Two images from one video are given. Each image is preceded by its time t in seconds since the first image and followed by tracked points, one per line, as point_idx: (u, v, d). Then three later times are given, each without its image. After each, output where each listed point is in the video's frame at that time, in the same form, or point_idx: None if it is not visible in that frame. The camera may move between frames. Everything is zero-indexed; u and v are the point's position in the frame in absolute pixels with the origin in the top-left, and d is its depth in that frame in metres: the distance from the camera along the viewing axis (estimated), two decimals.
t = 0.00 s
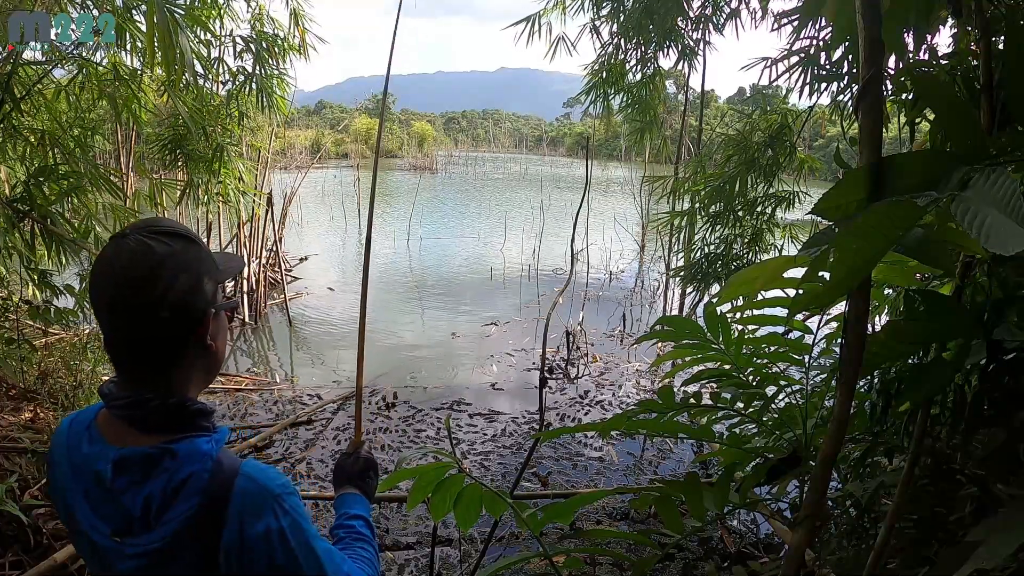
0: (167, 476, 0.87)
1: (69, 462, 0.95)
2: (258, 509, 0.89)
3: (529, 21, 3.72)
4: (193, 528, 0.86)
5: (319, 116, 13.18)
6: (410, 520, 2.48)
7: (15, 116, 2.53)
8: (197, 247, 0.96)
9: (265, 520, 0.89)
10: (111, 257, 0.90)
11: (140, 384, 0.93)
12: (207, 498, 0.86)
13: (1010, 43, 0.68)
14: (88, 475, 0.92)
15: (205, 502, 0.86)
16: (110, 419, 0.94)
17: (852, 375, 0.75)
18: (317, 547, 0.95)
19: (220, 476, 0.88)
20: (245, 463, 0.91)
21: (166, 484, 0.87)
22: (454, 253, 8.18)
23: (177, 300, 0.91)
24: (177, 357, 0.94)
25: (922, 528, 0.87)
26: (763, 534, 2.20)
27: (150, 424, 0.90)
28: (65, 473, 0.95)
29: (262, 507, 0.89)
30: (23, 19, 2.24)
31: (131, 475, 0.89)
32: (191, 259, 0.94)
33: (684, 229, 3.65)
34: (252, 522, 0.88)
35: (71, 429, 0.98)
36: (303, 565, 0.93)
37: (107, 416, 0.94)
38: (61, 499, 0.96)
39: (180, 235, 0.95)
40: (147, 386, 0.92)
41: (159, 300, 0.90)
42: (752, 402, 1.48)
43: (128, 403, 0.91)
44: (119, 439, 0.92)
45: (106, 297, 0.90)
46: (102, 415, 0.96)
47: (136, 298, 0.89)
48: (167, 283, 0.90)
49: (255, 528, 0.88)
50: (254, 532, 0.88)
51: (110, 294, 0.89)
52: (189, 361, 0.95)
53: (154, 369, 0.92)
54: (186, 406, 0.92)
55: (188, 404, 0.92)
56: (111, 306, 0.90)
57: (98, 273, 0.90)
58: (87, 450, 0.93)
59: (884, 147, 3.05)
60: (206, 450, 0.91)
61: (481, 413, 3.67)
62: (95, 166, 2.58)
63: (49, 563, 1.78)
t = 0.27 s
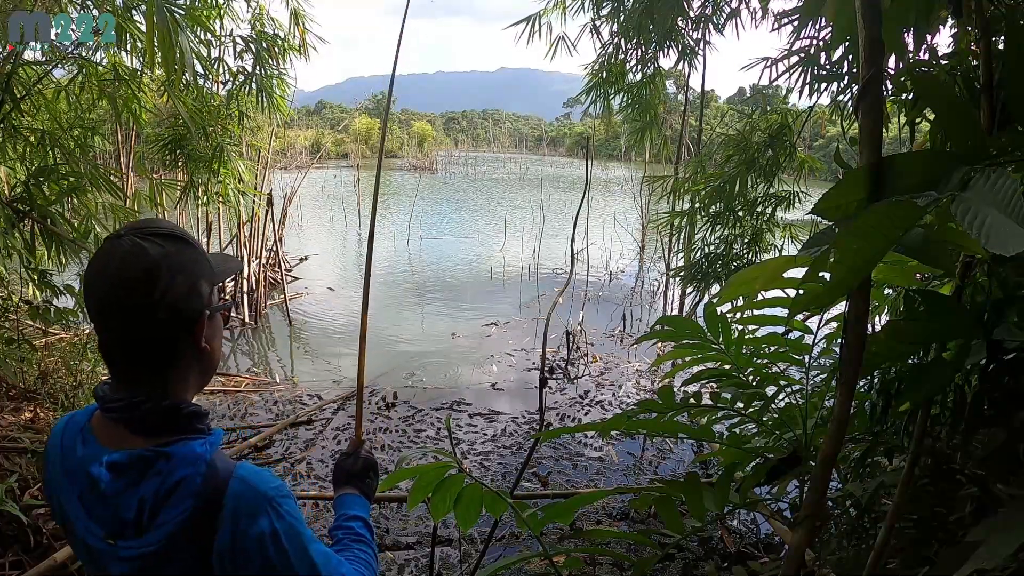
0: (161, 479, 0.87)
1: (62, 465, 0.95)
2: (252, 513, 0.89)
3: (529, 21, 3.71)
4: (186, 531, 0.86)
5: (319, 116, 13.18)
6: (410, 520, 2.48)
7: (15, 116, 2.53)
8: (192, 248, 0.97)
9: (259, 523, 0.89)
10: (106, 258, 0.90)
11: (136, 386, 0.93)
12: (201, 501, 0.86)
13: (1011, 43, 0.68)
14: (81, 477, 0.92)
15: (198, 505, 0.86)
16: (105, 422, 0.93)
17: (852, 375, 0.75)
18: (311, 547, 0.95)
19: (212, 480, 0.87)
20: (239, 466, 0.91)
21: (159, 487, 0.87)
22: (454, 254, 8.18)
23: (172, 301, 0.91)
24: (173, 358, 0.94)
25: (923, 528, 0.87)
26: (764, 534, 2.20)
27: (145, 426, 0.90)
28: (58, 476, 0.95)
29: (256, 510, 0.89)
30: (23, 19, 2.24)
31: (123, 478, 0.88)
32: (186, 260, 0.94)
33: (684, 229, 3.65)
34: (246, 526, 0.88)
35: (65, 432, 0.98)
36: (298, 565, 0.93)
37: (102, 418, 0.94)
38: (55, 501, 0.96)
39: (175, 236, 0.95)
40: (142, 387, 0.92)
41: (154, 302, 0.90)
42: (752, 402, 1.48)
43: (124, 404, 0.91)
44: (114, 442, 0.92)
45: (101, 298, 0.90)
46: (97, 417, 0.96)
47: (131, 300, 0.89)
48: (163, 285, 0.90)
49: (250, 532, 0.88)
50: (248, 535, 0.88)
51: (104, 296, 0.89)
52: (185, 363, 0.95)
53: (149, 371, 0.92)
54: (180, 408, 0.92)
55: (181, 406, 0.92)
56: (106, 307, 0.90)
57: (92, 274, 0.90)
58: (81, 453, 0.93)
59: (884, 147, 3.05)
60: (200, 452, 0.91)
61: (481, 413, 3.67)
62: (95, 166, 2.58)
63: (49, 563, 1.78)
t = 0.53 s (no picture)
0: (156, 480, 0.87)
1: (60, 467, 0.95)
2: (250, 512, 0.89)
3: (529, 21, 3.71)
4: (183, 532, 0.86)
5: (319, 116, 13.18)
6: (410, 520, 2.48)
7: (15, 116, 2.53)
8: (187, 248, 0.96)
9: (257, 525, 0.89)
10: (102, 258, 0.90)
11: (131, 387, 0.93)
12: (198, 502, 0.87)
13: (1011, 43, 0.68)
14: (78, 480, 0.92)
15: (196, 505, 0.87)
16: (101, 423, 0.93)
17: (852, 375, 0.75)
18: (309, 547, 0.95)
19: (207, 480, 0.88)
20: (236, 466, 0.91)
21: (154, 489, 0.87)
22: (454, 254, 8.18)
23: (169, 302, 0.91)
24: (169, 358, 0.93)
25: (922, 528, 0.87)
26: (764, 534, 2.20)
27: (144, 426, 0.90)
28: (56, 477, 0.95)
29: (253, 511, 0.89)
30: (23, 19, 2.24)
31: (118, 481, 0.88)
32: (181, 260, 0.94)
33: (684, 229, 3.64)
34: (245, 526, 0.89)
35: (63, 433, 0.98)
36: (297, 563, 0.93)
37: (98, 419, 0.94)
38: (55, 502, 0.96)
39: (170, 236, 0.95)
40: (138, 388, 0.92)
41: (149, 302, 0.89)
42: (752, 402, 1.48)
43: (120, 405, 0.90)
44: (111, 442, 0.92)
45: (97, 299, 0.89)
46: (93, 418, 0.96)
47: (126, 300, 0.89)
48: (160, 285, 0.90)
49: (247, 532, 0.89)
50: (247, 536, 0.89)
51: (99, 295, 0.89)
52: (180, 364, 0.95)
53: (145, 371, 0.92)
54: (174, 409, 0.92)
55: (176, 407, 0.92)
56: (101, 308, 0.89)
57: (86, 274, 0.90)
58: (79, 455, 0.93)
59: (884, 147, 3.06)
60: (195, 453, 0.90)
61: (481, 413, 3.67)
62: (95, 166, 2.58)
63: (49, 563, 1.78)
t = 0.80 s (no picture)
0: (160, 474, 0.86)
1: (61, 465, 0.94)
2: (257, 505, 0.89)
3: (529, 21, 3.71)
4: (189, 527, 0.86)
5: (319, 116, 13.18)
6: (410, 520, 2.48)
7: (15, 116, 2.53)
8: (185, 247, 0.97)
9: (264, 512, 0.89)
10: (100, 257, 0.90)
11: (130, 385, 0.93)
12: (202, 496, 0.86)
13: (1010, 43, 0.68)
14: (81, 477, 0.91)
15: (201, 499, 0.86)
16: (104, 420, 0.93)
17: (852, 375, 0.75)
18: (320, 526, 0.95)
19: (211, 473, 0.88)
20: (239, 456, 0.91)
21: (158, 485, 0.86)
22: (454, 254, 8.18)
23: (168, 300, 0.92)
24: (168, 355, 0.94)
25: (922, 528, 0.87)
26: (764, 534, 2.20)
27: (145, 425, 0.91)
28: (58, 476, 0.94)
29: (258, 497, 0.89)
30: (23, 19, 2.25)
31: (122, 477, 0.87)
32: (178, 259, 0.95)
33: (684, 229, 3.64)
34: (255, 523, 0.88)
35: (64, 432, 0.97)
36: (315, 542, 0.94)
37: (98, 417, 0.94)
38: (56, 502, 0.95)
39: (168, 234, 0.96)
40: (139, 385, 0.92)
41: (148, 300, 0.90)
42: (752, 402, 1.48)
43: (121, 401, 0.91)
44: (114, 440, 0.92)
45: (96, 298, 0.90)
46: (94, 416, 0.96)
47: (125, 298, 0.89)
48: (159, 283, 0.91)
49: (258, 529, 0.89)
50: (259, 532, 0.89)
51: (98, 294, 0.90)
52: (180, 360, 0.95)
53: (144, 368, 0.92)
54: (174, 405, 0.92)
55: (176, 403, 0.92)
56: (100, 307, 0.90)
57: (84, 274, 0.91)
58: (82, 452, 0.92)
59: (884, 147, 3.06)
60: (198, 446, 0.90)
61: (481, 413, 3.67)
62: (95, 166, 2.58)
63: (49, 563, 1.78)
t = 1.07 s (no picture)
0: (190, 455, 0.85)
1: (68, 459, 0.88)
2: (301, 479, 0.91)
3: (530, 21, 3.71)
4: (225, 502, 0.86)
5: (319, 116, 13.18)
6: (410, 520, 2.48)
7: (15, 116, 2.53)
8: (194, 240, 0.94)
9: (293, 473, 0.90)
10: (105, 251, 0.88)
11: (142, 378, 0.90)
12: (233, 470, 0.87)
13: (1010, 43, 0.68)
14: (95, 467, 0.86)
15: (232, 473, 0.86)
16: (118, 410, 0.90)
17: (852, 375, 0.75)
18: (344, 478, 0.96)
19: (239, 451, 0.88)
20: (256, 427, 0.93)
21: (189, 465, 0.85)
22: (454, 254, 8.18)
23: (171, 296, 0.89)
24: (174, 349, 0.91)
25: (922, 528, 0.87)
26: (763, 534, 2.20)
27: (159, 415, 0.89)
28: (62, 471, 0.88)
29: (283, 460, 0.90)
30: (23, 19, 2.25)
31: (148, 460, 0.84)
32: (188, 252, 0.92)
33: (684, 229, 3.64)
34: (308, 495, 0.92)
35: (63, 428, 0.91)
36: (356, 480, 0.99)
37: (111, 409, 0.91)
38: (58, 501, 0.89)
39: (177, 227, 0.93)
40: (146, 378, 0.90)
41: (151, 296, 0.87)
42: (752, 402, 1.48)
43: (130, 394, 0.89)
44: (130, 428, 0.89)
45: (101, 293, 0.88)
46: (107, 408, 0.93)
47: (128, 294, 0.87)
48: (162, 280, 0.88)
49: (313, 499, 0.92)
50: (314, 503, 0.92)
51: (101, 290, 0.87)
52: (188, 355, 0.93)
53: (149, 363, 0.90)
54: (188, 396, 0.90)
55: (189, 394, 0.90)
56: (105, 302, 0.88)
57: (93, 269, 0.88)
58: (93, 442, 0.88)
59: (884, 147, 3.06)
60: (221, 424, 0.90)
61: (481, 413, 3.68)
62: (95, 167, 2.58)
63: (49, 563, 1.78)
